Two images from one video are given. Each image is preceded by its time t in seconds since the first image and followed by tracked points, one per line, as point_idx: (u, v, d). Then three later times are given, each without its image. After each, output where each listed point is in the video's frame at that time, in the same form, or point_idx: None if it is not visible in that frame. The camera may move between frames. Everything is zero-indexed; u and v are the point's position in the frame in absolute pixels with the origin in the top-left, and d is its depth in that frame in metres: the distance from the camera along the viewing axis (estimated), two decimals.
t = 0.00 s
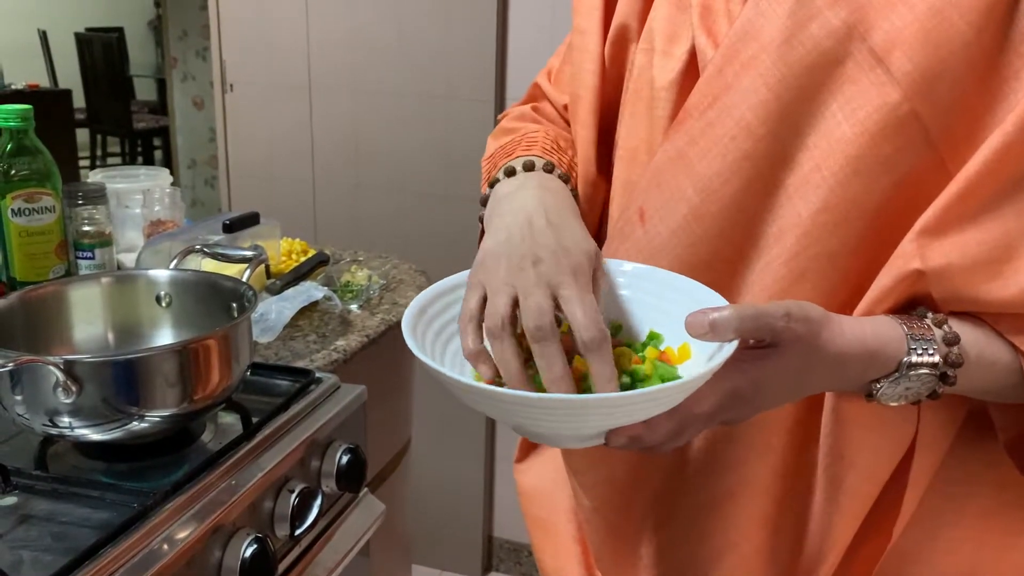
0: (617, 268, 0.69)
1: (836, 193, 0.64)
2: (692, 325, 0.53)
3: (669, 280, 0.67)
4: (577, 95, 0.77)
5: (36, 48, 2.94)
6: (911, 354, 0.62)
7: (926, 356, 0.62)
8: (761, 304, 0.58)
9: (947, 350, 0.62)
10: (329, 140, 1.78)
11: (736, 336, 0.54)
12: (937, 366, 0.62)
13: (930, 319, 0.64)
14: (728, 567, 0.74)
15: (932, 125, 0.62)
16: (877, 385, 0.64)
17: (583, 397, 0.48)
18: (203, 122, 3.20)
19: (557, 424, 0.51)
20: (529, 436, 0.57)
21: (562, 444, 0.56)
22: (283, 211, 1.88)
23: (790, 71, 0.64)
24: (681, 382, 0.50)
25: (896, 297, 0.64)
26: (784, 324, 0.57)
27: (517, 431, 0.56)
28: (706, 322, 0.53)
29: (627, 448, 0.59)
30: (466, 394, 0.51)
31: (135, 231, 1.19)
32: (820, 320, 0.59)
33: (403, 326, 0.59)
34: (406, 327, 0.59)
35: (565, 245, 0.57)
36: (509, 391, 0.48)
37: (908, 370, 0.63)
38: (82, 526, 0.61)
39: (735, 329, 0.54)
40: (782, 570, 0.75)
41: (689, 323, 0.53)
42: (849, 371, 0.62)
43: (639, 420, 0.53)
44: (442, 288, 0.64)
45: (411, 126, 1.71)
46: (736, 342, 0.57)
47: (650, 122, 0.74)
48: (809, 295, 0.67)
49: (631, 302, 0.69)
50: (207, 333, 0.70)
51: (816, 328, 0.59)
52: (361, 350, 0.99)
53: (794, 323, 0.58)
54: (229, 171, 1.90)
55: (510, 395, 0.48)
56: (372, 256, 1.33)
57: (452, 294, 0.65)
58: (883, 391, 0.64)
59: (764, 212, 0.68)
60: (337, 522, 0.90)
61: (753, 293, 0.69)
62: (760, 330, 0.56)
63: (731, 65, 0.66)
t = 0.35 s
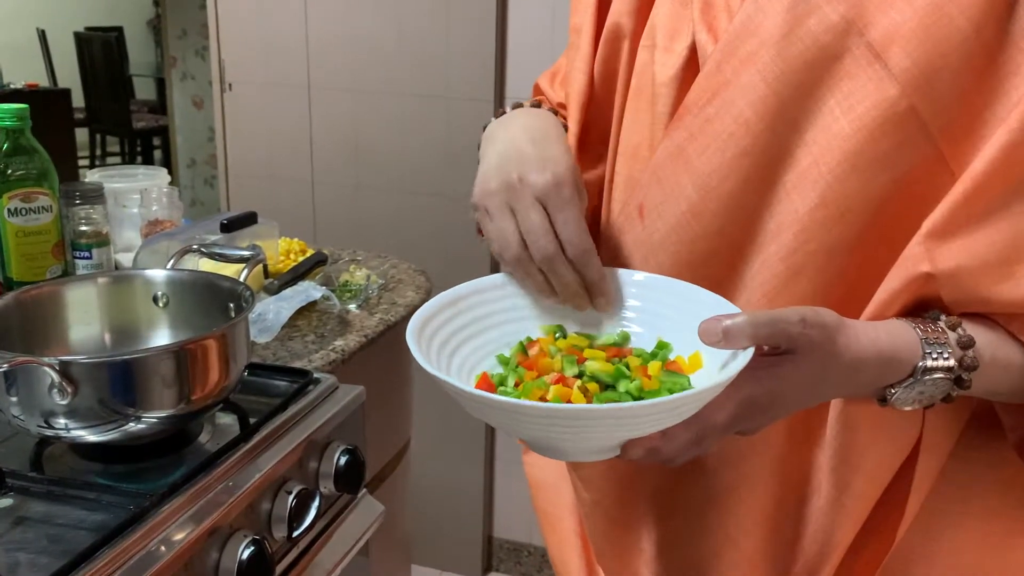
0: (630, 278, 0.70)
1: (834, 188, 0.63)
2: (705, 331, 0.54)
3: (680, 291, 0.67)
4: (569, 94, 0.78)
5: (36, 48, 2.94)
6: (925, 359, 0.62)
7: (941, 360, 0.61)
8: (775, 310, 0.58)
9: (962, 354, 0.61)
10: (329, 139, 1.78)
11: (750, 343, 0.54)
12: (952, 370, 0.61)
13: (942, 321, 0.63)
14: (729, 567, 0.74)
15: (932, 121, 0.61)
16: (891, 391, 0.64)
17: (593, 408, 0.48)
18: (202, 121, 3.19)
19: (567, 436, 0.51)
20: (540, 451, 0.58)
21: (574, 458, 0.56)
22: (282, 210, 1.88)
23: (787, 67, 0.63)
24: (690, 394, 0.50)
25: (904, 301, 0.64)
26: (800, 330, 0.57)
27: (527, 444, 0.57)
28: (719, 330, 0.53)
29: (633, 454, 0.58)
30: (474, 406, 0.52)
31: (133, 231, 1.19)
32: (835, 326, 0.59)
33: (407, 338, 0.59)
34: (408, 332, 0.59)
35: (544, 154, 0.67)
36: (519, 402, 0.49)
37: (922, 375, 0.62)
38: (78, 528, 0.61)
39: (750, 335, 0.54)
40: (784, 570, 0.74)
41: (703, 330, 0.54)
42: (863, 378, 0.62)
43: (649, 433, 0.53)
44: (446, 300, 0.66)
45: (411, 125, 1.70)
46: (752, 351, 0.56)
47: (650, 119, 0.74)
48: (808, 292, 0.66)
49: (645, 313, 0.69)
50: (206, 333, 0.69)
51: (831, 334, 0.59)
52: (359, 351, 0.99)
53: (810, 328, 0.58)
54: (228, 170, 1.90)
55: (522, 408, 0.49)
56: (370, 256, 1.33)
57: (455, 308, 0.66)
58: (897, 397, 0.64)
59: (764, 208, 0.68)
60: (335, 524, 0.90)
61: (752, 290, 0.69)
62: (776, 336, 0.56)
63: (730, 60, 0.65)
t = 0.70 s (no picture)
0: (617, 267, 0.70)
1: (841, 181, 0.63)
2: (690, 324, 0.52)
3: (668, 279, 0.67)
4: (582, 88, 0.77)
5: (35, 46, 2.94)
6: (916, 350, 0.61)
7: (932, 352, 0.61)
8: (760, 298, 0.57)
9: (953, 346, 0.61)
10: (329, 136, 1.77)
11: (734, 330, 0.53)
12: (943, 363, 0.61)
13: (936, 315, 0.63)
14: (732, 566, 0.73)
15: (940, 113, 0.61)
16: (882, 381, 0.63)
17: (578, 389, 0.48)
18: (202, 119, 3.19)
19: (555, 419, 0.51)
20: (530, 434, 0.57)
21: (564, 440, 0.56)
22: (282, 208, 1.87)
23: (794, 59, 0.63)
24: (676, 374, 0.50)
25: (901, 291, 0.63)
26: (783, 319, 0.56)
27: (516, 428, 0.56)
28: (703, 317, 0.52)
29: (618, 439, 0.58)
30: (460, 389, 0.52)
31: (133, 229, 1.18)
32: (820, 316, 0.59)
33: (400, 324, 0.58)
34: (402, 320, 0.59)
35: (544, 193, 0.62)
36: (503, 385, 0.48)
37: (913, 366, 0.61)
38: (78, 529, 0.60)
39: (734, 326, 0.53)
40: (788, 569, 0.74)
41: (686, 319, 0.52)
42: (850, 367, 0.61)
43: (637, 414, 0.53)
44: (441, 289, 0.65)
45: (411, 123, 1.69)
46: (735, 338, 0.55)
47: (653, 113, 0.73)
48: (814, 287, 0.66)
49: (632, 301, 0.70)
50: (205, 332, 0.69)
51: (816, 324, 0.58)
52: (360, 349, 0.98)
53: (794, 317, 0.57)
54: (228, 167, 1.89)
55: (507, 390, 0.48)
56: (371, 254, 1.32)
57: (450, 296, 0.65)
58: (888, 388, 0.63)
59: (769, 202, 0.67)
60: (335, 525, 0.89)
61: (757, 285, 0.68)
62: (758, 325, 0.55)
63: (736, 52, 0.65)
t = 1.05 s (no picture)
0: (630, 276, 0.69)
1: (849, 182, 0.62)
2: (708, 330, 0.52)
3: (684, 288, 0.66)
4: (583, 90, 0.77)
5: (40, 44, 2.94)
6: (931, 354, 0.61)
7: (947, 356, 0.60)
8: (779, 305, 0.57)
9: (968, 349, 0.60)
10: (333, 134, 1.77)
11: (754, 338, 0.53)
12: (958, 366, 0.60)
13: (949, 318, 0.62)
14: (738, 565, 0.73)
15: (948, 114, 0.60)
16: (896, 386, 0.63)
17: (594, 406, 0.48)
18: (207, 117, 3.19)
19: (570, 436, 0.51)
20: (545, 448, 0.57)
21: (578, 456, 0.56)
22: (286, 206, 1.87)
23: (801, 59, 0.63)
24: (692, 390, 0.50)
25: (912, 294, 0.63)
26: (803, 325, 0.56)
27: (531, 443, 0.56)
28: (722, 326, 0.52)
29: (640, 454, 0.57)
30: (475, 404, 0.52)
31: (139, 227, 1.18)
32: (839, 321, 0.59)
33: (412, 339, 0.57)
34: (412, 334, 0.58)
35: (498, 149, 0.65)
36: (519, 401, 0.48)
37: (928, 371, 0.61)
38: (85, 528, 0.60)
39: (756, 332, 0.53)
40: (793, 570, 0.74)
41: (704, 326, 0.52)
42: (867, 373, 0.61)
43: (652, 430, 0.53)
44: (447, 301, 0.64)
45: (416, 120, 1.69)
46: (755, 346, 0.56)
47: (659, 113, 0.73)
48: (821, 288, 0.65)
49: (646, 311, 0.69)
50: (212, 331, 0.69)
51: (835, 330, 0.58)
52: (366, 348, 0.98)
53: (814, 323, 0.57)
54: (233, 165, 1.89)
55: (523, 407, 0.48)
56: (376, 252, 1.32)
57: (456, 309, 0.65)
58: (902, 392, 0.63)
59: (775, 202, 0.67)
60: (341, 524, 0.89)
61: (764, 286, 0.68)
62: (777, 332, 0.55)
63: (742, 52, 0.65)
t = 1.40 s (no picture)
0: (656, 291, 0.69)
1: (851, 183, 0.62)
2: (739, 343, 0.52)
3: (712, 305, 0.66)
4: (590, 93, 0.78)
5: (48, 42, 2.96)
6: (957, 364, 0.60)
7: (973, 365, 0.60)
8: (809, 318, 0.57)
9: (993, 358, 0.60)
10: (339, 133, 1.77)
11: (785, 353, 0.53)
12: (983, 376, 0.60)
13: (971, 327, 0.62)
14: (743, 565, 0.73)
15: (951, 115, 0.60)
16: (924, 399, 0.62)
17: (636, 427, 0.48)
18: (214, 115, 3.20)
19: (598, 456, 0.51)
20: (572, 471, 0.57)
21: (603, 477, 0.56)
22: (292, 204, 1.88)
23: (803, 60, 0.63)
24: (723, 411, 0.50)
25: (927, 302, 0.63)
26: (834, 339, 0.56)
27: (554, 463, 0.56)
28: (753, 341, 0.52)
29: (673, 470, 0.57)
30: (501, 424, 0.52)
31: (147, 226, 1.18)
32: (866, 334, 0.58)
33: (431, 355, 0.57)
34: (431, 349, 0.58)
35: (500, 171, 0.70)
36: (556, 423, 0.48)
37: (954, 381, 0.61)
38: (95, 525, 0.60)
39: (786, 346, 0.53)
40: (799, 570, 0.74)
41: (735, 342, 0.53)
42: (895, 387, 0.60)
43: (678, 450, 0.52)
44: (463, 318, 0.64)
45: (422, 120, 1.70)
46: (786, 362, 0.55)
47: (663, 114, 0.73)
48: (824, 289, 0.65)
49: (671, 327, 0.68)
50: (223, 329, 0.69)
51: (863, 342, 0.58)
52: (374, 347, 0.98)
53: (844, 337, 0.57)
54: (240, 163, 1.90)
55: (553, 427, 0.48)
56: (383, 251, 1.33)
57: (471, 325, 0.65)
58: (929, 405, 0.62)
59: (778, 203, 0.67)
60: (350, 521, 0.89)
61: (767, 286, 0.68)
62: (809, 347, 0.55)
63: (744, 54, 0.65)
